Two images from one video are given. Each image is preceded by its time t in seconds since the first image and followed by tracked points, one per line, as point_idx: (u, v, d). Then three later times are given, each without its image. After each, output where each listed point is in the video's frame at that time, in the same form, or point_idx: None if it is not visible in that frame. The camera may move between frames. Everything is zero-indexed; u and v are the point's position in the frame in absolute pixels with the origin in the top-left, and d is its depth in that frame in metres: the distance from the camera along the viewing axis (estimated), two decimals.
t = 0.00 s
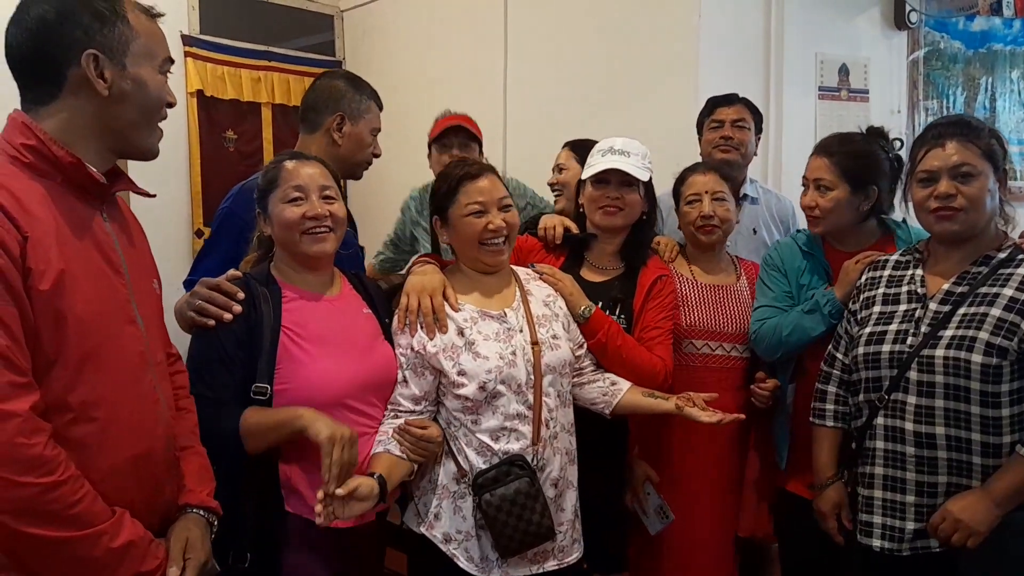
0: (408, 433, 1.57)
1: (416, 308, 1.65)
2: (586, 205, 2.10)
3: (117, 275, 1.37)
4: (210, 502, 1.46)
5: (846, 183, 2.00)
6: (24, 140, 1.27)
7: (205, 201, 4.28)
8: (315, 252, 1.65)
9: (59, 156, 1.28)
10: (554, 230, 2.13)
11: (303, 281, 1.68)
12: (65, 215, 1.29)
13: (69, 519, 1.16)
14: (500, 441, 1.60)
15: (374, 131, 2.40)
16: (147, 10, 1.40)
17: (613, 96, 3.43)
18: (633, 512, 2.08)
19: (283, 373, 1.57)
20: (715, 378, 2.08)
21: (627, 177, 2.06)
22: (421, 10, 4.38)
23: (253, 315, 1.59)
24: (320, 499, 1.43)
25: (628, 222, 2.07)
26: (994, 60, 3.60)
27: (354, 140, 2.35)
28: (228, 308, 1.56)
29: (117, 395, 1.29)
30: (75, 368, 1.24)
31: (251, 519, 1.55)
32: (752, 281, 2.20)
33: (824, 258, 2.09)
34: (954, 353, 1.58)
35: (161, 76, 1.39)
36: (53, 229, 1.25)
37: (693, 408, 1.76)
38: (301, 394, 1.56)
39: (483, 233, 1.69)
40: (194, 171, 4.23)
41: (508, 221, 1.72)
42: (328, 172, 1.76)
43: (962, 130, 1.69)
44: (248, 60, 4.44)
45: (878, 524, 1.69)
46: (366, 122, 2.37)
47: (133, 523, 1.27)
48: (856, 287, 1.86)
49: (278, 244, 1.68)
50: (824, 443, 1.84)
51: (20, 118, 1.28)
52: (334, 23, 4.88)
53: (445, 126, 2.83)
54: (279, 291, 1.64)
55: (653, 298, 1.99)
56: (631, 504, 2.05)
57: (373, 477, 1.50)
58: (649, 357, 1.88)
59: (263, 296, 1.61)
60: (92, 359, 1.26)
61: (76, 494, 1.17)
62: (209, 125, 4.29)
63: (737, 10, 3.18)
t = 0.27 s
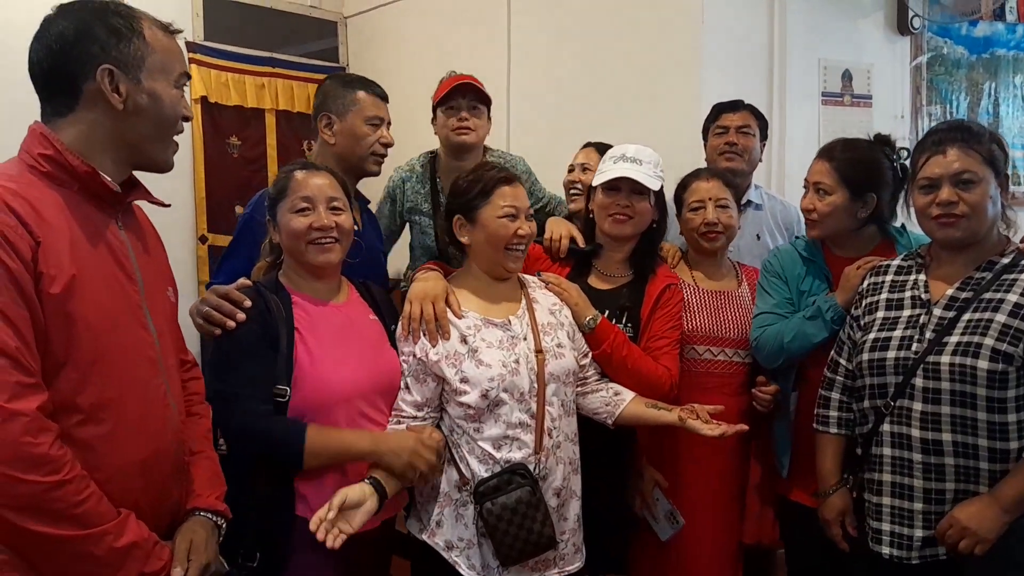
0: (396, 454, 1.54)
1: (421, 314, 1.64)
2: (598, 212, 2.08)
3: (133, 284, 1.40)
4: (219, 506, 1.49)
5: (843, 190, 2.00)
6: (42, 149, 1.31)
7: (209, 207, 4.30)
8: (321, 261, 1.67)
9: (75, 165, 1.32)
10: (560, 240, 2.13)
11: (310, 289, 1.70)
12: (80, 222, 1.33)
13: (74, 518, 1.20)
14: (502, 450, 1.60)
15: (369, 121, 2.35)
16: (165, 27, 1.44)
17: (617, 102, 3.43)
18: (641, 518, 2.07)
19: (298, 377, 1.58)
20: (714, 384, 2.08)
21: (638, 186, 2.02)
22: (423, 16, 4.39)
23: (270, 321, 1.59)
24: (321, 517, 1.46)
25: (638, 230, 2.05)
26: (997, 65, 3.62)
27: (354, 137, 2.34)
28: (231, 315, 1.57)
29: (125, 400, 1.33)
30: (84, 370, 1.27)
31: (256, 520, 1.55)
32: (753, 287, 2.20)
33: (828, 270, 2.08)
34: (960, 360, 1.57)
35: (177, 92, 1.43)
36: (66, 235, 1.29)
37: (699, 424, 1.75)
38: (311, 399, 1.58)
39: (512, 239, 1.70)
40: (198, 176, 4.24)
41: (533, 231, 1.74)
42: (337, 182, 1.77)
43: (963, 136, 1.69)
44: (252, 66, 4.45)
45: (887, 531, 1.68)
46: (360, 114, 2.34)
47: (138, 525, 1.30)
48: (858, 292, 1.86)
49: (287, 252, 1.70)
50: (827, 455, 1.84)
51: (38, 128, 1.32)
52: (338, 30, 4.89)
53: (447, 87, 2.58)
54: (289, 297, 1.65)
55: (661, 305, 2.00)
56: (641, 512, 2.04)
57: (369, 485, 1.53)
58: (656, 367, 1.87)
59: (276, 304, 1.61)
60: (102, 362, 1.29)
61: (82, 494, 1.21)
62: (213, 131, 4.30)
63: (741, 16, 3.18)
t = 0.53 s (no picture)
0: (394, 495, 1.52)
1: (421, 334, 1.64)
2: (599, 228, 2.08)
3: (135, 303, 1.40)
4: (225, 515, 1.48)
5: (852, 196, 2.01)
6: (37, 169, 1.32)
7: (211, 222, 4.31)
8: (326, 276, 1.67)
9: (70, 184, 1.33)
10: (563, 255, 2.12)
11: (314, 305, 1.70)
12: (76, 239, 1.33)
13: (79, 531, 1.21)
14: (504, 469, 1.59)
15: (358, 129, 2.23)
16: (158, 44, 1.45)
17: (617, 117, 3.44)
18: (645, 536, 2.06)
19: (305, 396, 1.58)
20: (713, 400, 2.07)
21: (639, 203, 2.03)
22: (423, 33, 4.42)
23: (277, 339, 1.59)
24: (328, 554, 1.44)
25: (639, 246, 2.05)
26: (995, 80, 3.64)
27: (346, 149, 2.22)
28: (235, 334, 1.58)
29: (130, 416, 1.33)
30: (86, 386, 1.28)
31: (266, 540, 1.56)
32: (750, 302, 2.20)
33: (829, 281, 2.08)
34: (962, 376, 1.57)
35: (171, 109, 1.42)
36: (63, 251, 1.29)
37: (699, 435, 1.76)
38: (315, 416, 1.57)
39: (510, 255, 1.70)
40: (199, 191, 4.26)
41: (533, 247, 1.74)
42: (340, 200, 1.77)
43: (964, 152, 1.69)
44: (253, 83, 4.47)
45: (890, 548, 1.67)
46: (350, 125, 2.23)
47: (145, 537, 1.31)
48: (857, 305, 1.85)
49: (291, 270, 1.70)
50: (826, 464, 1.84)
51: (35, 150, 1.34)
52: (338, 45, 4.92)
53: (472, 69, 2.42)
54: (294, 314, 1.65)
55: (662, 321, 1.99)
56: (643, 527, 2.04)
57: (368, 515, 1.52)
58: (658, 385, 1.87)
59: (282, 321, 1.61)
60: (102, 378, 1.29)
61: (85, 508, 1.22)
62: (214, 146, 4.31)
63: (739, 32, 3.19)
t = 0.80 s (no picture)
0: (399, 489, 1.53)
1: (426, 324, 1.65)
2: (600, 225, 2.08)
3: (139, 300, 1.41)
4: (234, 508, 1.49)
5: (870, 189, 2.01)
6: (36, 168, 1.34)
7: (212, 219, 4.31)
8: (327, 273, 1.67)
9: (69, 182, 1.34)
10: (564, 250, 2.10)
11: (316, 301, 1.70)
12: (76, 236, 1.34)
13: (89, 521, 1.22)
14: (504, 466, 1.60)
15: (369, 123, 2.07)
16: (151, 40, 1.43)
17: (618, 114, 3.44)
18: (643, 534, 2.07)
19: (307, 391, 1.58)
20: (713, 396, 2.07)
21: (638, 200, 2.03)
22: (423, 30, 4.42)
23: (278, 335, 1.60)
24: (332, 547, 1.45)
25: (639, 242, 2.05)
26: (996, 77, 3.63)
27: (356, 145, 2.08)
28: (235, 320, 1.59)
29: (137, 409, 1.33)
30: (93, 380, 1.28)
31: (271, 536, 1.56)
32: (749, 300, 2.20)
33: (832, 270, 2.08)
34: (968, 374, 1.57)
35: (157, 103, 1.40)
36: (64, 247, 1.30)
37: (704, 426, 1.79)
38: (318, 412, 1.57)
39: (505, 246, 1.69)
40: (200, 188, 4.26)
41: (531, 240, 1.73)
42: (342, 196, 1.77)
43: (970, 149, 1.70)
44: (254, 80, 4.47)
45: (896, 546, 1.67)
46: (359, 121, 2.08)
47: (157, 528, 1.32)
48: (859, 301, 1.85)
49: (292, 267, 1.70)
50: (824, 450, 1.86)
51: (33, 150, 1.35)
52: (338, 42, 4.91)
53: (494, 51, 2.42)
54: (294, 310, 1.65)
55: (662, 318, 2.00)
56: (641, 523, 2.05)
57: (369, 508, 1.53)
58: (656, 378, 1.86)
59: (283, 317, 1.62)
60: (108, 372, 1.30)
61: (95, 497, 1.23)
62: (215, 143, 4.31)
63: (740, 29, 3.19)
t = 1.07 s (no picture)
0: (388, 493, 1.52)
1: (419, 327, 1.65)
2: (593, 231, 2.09)
3: (137, 307, 1.41)
4: (227, 518, 1.47)
5: (874, 197, 2.02)
6: (40, 176, 1.34)
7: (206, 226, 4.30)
8: (321, 281, 1.67)
9: (72, 191, 1.35)
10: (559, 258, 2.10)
11: (309, 310, 1.70)
12: (77, 243, 1.34)
13: (77, 526, 1.21)
14: (495, 472, 1.59)
15: (392, 129, 2.08)
16: (159, 54, 1.44)
17: (613, 121, 3.45)
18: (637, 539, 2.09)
19: (300, 398, 1.58)
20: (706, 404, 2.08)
21: (634, 206, 2.04)
22: (418, 37, 4.42)
23: (270, 344, 1.60)
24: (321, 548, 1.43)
25: (634, 249, 2.06)
26: (988, 85, 3.66)
27: (378, 150, 2.09)
28: (224, 325, 1.60)
29: (133, 415, 1.33)
30: (88, 385, 1.28)
31: (262, 543, 1.56)
32: (742, 308, 2.21)
33: (829, 276, 2.09)
34: (964, 383, 1.58)
35: (161, 117, 1.40)
36: (63, 253, 1.30)
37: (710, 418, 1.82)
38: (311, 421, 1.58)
39: (485, 248, 1.69)
40: (193, 194, 4.26)
41: (515, 242, 1.71)
42: (335, 204, 1.78)
43: (967, 158, 1.71)
44: (249, 86, 4.47)
45: (891, 554, 1.67)
46: (383, 126, 2.10)
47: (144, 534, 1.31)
48: (854, 307, 1.86)
49: (286, 275, 1.69)
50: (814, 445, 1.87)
51: (39, 158, 1.35)
52: (334, 49, 4.92)
53: (508, 57, 2.42)
54: (286, 320, 1.65)
55: (657, 325, 2.00)
56: (633, 528, 2.06)
57: (357, 511, 1.52)
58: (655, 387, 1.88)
59: (274, 326, 1.62)
60: (104, 377, 1.30)
61: (84, 501, 1.22)
62: (209, 149, 4.31)
63: (734, 37, 3.20)
